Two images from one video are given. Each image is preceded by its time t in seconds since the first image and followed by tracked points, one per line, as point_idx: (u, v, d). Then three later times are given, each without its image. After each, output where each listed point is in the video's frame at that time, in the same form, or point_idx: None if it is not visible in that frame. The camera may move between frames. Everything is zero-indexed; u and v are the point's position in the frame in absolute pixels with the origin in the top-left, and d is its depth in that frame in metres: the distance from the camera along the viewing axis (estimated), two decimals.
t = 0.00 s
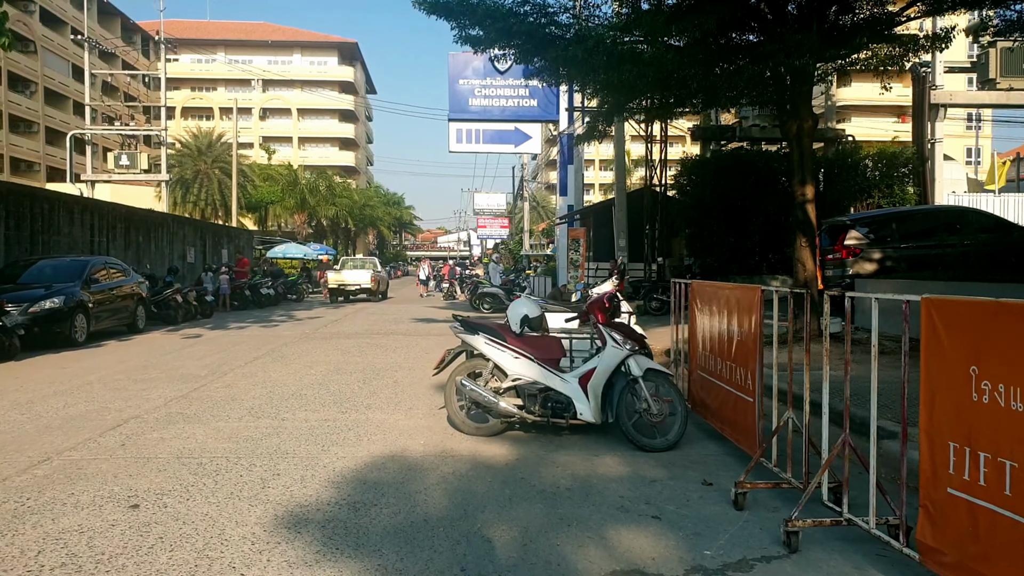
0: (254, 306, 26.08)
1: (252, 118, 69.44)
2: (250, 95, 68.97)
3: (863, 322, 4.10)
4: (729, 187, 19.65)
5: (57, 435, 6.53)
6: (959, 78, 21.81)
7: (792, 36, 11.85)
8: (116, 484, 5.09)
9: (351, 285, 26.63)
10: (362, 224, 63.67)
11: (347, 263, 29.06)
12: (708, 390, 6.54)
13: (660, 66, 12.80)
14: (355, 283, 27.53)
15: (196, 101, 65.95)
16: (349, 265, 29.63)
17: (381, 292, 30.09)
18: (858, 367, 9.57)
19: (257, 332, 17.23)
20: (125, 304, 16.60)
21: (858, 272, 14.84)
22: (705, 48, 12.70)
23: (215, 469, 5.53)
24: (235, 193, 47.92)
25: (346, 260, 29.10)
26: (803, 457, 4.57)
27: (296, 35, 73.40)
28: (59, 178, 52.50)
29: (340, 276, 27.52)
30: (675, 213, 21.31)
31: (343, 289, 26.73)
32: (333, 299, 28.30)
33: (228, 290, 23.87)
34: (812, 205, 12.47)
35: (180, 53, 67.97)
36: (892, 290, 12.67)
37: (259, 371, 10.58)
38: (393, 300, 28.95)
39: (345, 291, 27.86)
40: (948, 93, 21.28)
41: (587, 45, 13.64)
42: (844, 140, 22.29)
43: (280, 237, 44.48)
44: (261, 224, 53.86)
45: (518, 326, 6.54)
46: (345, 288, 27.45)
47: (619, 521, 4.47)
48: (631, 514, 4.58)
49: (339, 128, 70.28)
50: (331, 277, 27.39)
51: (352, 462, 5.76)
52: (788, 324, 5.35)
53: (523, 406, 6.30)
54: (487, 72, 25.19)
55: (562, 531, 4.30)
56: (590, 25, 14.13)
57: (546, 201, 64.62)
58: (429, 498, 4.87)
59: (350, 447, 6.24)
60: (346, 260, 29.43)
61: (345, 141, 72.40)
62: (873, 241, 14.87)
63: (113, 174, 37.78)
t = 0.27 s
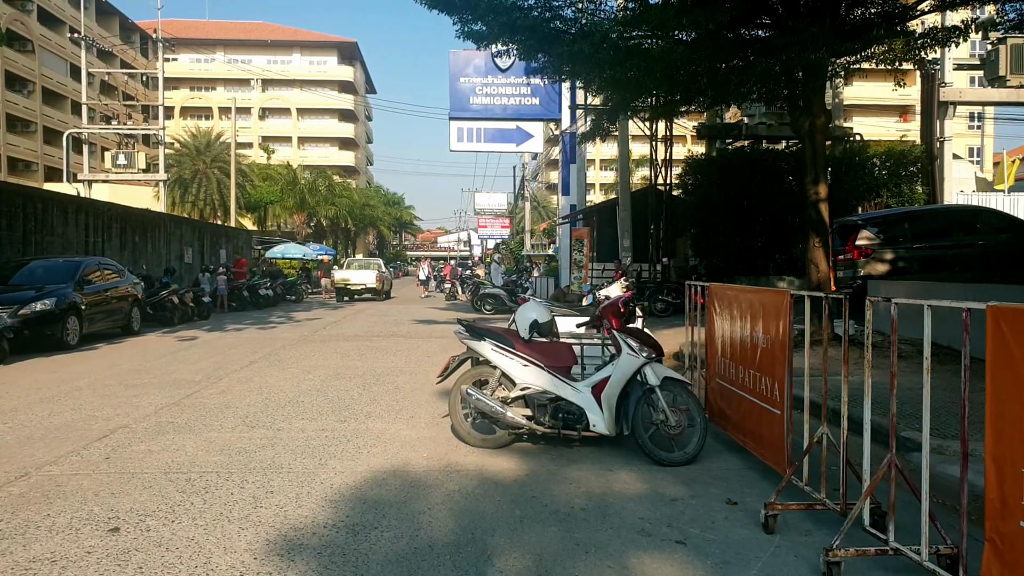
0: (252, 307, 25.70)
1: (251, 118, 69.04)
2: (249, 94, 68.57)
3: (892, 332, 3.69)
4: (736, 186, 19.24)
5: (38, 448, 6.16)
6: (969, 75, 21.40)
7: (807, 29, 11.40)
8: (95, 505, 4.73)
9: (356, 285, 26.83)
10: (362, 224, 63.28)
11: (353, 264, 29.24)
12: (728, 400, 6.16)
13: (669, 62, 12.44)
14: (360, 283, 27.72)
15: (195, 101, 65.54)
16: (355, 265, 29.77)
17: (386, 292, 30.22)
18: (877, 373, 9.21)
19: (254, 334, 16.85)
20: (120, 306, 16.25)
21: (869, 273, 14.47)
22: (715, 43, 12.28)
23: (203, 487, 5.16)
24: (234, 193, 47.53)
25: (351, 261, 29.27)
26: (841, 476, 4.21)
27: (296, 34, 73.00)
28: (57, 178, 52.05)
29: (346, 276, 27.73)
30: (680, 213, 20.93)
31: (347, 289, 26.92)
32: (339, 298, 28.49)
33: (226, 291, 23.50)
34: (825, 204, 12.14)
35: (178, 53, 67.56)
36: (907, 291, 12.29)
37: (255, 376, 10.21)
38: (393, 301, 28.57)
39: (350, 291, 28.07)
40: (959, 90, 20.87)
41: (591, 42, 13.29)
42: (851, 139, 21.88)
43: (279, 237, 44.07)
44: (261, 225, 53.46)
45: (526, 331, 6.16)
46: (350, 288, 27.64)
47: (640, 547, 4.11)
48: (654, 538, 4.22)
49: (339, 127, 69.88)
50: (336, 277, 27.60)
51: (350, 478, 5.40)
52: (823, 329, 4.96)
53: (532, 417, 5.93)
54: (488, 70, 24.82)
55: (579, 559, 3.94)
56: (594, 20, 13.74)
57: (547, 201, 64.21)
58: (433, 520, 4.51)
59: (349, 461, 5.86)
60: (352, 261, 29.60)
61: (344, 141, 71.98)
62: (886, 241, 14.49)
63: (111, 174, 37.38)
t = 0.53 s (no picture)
0: (249, 308, 25.34)
1: (250, 117, 68.66)
2: (248, 93, 68.22)
3: (943, 336, 3.33)
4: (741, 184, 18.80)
5: (15, 459, 5.82)
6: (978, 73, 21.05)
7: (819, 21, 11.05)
8: (69, 524, 4.40)
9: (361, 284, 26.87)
10: (361, 224, 62.90)
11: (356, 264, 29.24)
12: (746, 409, 5.81)
13: (676, 58, 12.08)
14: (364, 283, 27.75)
15: (194, 100, 65.17)
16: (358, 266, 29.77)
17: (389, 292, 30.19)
18: (894, 378, 8.87)
19: (251, 336, 16.50)
20: (114, 307, 15.92)
21: (880, 274, 14.10)
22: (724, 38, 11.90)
23: (187, 503, 4.82)
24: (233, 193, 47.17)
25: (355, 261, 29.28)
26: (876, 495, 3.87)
27: (295, 34, 72.65)
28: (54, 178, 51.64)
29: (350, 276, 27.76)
30: (683, 213, 20.57)
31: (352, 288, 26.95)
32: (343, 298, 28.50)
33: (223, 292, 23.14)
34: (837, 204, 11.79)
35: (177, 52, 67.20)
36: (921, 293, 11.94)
37: (249, 380, 9.86)
38: (392, 302, 28.21)
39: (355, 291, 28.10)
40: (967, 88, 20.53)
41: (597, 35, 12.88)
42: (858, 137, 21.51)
43: (279, 237, 43.67)
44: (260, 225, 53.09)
45: (532, 336, 5.82)
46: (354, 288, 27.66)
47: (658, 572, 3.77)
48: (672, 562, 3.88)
49: (338, 127, 69.53)
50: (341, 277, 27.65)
51: (344, 493, 5.06)
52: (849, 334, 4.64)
53: (539, 426, 5.60)
54: (489, 68, 24.50)
55: None
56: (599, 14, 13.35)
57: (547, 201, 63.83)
58: (432, 542, 4.17)
59: (343, 474, 5.52)
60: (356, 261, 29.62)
61: (344, 141, 71.60)
62: (896, 241, 14.15)
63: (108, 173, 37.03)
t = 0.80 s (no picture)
0: (247, 303, 24.93)
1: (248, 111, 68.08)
2: (247, 86, 67.64)
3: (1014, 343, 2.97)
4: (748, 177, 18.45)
5: None
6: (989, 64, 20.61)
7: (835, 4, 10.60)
8: (36, 543, 4.02)
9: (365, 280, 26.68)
10: (360, 218, 62.40)
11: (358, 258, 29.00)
12: (769, 414, 5.44)
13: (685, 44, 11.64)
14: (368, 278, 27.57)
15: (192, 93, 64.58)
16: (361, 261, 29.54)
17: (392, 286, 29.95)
18: (915, 378, 8.49)
19: (246, 332, 16.10)
20: (106, 302, 15.52)
21: (893, 269, 13.69)
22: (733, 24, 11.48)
23: (167, 519, 4.44)
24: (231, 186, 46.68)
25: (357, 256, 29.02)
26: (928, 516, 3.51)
27: (294, 27, 72.04)
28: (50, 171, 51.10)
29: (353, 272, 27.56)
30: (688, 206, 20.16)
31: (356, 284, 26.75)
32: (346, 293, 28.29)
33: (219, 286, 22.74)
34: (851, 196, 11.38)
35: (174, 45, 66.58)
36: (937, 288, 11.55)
37: (242, 380, 9.46)
38: (391, 297, 27.79)
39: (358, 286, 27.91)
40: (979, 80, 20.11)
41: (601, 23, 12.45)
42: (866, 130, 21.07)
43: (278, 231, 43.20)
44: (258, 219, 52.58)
45: (540, 336, 5.44)
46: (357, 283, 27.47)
47: None
48: None
49: (338, 120, 68.98)
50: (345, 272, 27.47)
51: (339, 506, 4.68)
52: (881, 340, 4.30)
53: (547, 433, 5.21)
54: (490, 59, 24.05)
55: None
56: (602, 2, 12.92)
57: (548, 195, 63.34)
58: (433, 563, 3.80)
59: (337, 484, 5.14)
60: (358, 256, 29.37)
61: (343, 134, 71.05)
62: (909, 236, 13.74)
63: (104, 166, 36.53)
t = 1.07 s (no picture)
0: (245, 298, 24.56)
1: (247, 104, 67.59)
2: (245, 80, 67.12)
3: None
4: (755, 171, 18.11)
5: None
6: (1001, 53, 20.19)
7: None
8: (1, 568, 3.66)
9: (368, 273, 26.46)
10: (360, 212, 61.99)
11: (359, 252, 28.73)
12: (795, 420, 5.09)
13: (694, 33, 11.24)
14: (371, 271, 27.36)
15: (190, 87, 64.08)
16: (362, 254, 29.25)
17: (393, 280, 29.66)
18: (938, 377, 8.13)
19: (243, 328, 15.73)
20: (100, 298, 15.16)
21: (906, 263, 13.30)
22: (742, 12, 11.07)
23: (147, 538, 4.07)
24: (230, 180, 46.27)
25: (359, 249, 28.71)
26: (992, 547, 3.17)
27: (293, 19, 71.48)
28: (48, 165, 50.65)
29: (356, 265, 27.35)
30: (693, 200, 19.78)
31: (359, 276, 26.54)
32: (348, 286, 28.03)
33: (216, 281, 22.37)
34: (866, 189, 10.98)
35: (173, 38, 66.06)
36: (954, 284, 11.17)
37: (236, 380, 9.09)
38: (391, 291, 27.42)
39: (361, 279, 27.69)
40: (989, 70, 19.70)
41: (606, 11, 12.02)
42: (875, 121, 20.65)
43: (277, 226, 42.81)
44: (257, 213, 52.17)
45: (550, 338, 5.08)
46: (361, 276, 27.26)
47: None
48: None
49: (337, 114, 68.51)
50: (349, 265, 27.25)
51: (334, 523, 4.31)
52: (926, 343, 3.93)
53: (557, 442, 4.85)
54: (491, 51, 23.63)
55: None
56: None
57: (549, 188, 62.90)
58: None
59: (332, 497, 4.77)
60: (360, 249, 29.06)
61: (343, 128, 70.57)
62: (921, 230, 13.36)
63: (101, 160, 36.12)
